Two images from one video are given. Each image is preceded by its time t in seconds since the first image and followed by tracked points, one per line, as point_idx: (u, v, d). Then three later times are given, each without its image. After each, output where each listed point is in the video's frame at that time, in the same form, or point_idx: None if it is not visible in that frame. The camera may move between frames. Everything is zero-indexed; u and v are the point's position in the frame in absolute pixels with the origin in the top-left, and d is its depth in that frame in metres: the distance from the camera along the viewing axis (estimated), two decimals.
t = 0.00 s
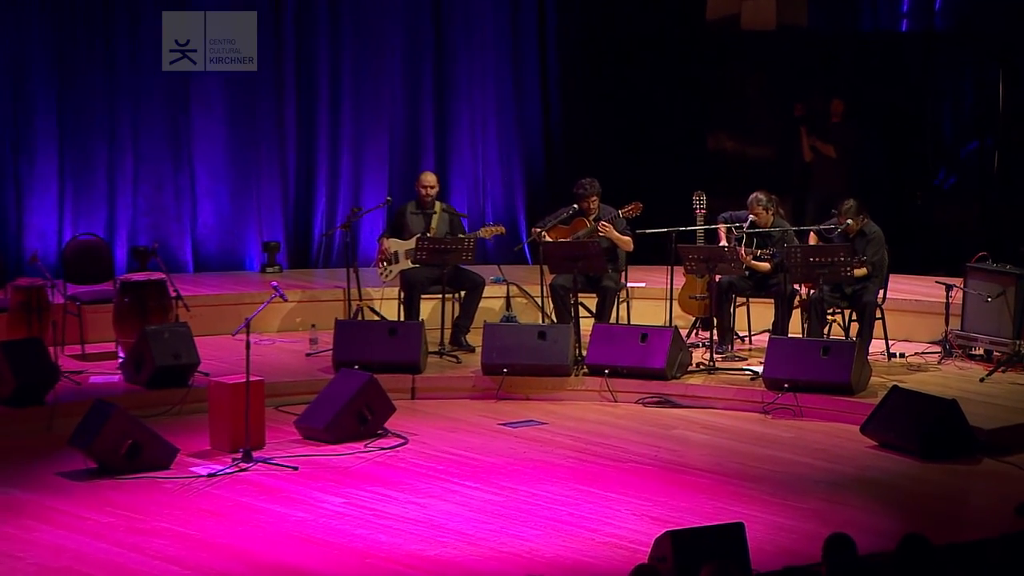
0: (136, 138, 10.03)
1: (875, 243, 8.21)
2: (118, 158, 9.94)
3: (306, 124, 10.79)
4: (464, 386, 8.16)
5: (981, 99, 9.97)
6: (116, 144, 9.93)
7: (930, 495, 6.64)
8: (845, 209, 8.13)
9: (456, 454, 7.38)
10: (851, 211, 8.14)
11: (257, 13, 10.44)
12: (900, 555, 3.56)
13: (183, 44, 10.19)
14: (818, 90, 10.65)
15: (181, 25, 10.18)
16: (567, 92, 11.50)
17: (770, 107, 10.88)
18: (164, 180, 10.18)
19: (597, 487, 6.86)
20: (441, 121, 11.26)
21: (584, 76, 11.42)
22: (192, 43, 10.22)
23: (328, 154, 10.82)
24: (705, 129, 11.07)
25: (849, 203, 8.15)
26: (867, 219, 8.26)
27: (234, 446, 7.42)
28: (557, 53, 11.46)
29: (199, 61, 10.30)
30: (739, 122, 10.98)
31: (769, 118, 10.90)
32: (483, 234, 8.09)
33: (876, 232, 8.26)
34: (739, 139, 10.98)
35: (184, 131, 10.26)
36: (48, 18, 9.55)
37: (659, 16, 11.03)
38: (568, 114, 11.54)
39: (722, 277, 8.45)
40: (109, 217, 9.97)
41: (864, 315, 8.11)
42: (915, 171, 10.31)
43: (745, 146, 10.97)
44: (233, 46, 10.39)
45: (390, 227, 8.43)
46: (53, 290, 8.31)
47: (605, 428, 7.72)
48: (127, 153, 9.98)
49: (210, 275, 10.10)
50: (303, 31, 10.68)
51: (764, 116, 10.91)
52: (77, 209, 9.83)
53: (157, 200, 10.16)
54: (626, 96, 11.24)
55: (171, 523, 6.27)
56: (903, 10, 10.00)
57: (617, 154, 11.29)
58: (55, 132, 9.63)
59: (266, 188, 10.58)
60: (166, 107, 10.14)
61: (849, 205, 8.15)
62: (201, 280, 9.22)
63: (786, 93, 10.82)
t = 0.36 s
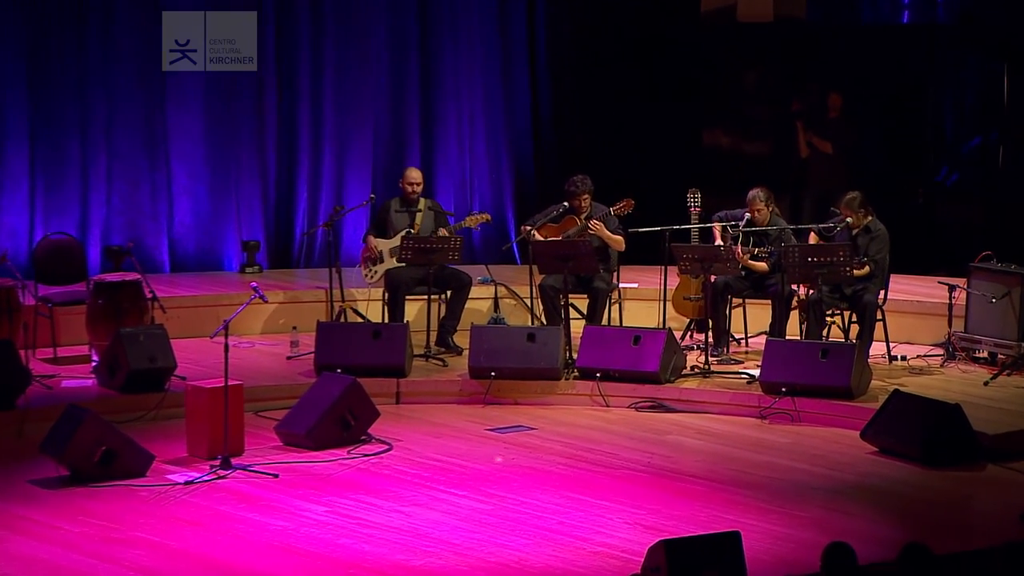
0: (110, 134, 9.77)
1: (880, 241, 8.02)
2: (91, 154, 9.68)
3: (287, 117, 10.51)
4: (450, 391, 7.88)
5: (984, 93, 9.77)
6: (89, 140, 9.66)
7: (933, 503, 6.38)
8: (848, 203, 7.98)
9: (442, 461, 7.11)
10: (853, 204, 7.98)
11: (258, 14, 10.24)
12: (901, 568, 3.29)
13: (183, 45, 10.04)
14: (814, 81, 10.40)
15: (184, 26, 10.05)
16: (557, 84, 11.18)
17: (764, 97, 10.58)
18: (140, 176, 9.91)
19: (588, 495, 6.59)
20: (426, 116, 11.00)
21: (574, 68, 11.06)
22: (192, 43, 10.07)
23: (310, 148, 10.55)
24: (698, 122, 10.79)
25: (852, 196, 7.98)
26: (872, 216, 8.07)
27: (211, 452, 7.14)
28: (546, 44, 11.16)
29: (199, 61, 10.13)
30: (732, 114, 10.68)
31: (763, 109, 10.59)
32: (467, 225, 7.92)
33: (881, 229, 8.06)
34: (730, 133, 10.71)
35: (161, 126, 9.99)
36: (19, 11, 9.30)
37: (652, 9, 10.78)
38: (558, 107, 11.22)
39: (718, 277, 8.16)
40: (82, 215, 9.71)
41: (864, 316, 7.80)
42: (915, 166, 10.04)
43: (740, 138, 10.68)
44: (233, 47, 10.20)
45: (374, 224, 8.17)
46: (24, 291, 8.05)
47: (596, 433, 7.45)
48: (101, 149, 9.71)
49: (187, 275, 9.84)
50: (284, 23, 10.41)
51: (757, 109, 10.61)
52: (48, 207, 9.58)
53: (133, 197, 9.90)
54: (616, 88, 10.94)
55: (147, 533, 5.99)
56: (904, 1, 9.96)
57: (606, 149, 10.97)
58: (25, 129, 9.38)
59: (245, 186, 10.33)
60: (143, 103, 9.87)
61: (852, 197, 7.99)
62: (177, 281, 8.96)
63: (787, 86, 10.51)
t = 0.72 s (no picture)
0: (83, 129, 9.47)
1: (883, 237, 7.76)
2: (64, 150, 9.39)
3: (267, 110, 10.24)
4: (437, 395, 7.62)
5: (990, 87, 9.38)
6: (62, 135, 9.37)
7: (939, 510, 6.12)
8: (849, 198, 7.76)
9: (429, 468, 6.84)
10: (854, 199, 7.76)
11: (258, 13, 10.07)
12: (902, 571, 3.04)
13: (184, 45, 9.84)
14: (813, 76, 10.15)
15: (182, 24, 9.82)
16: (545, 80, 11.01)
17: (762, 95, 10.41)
18: (114, 172, 9.63)
19: (580, 502, 6.33)
20: (412, 110, 10.76)
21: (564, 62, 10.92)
22: (192, 42, 9.86)
23: (291, 142, 10.31)
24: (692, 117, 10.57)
25: (854, 190, 7.75)
26: (874, 212, 7.81)
27: (189, 459, 6.87)
28: (536, 38, 10.98)
29: (199, 61, 9.92)
30: (731, 109, 10.51)
31: (762, 105, 10.43)
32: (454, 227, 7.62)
33: (884, 225, 7.81)
34: (730, 129, 10.53)
35: (136, 120, 9.71)
36: None
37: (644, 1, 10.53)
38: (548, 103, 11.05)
39: (713, 277, 7.92)
40: (55, 212, 9.41)
41: (864, 318, 7.58)
42: (915, 161, 9.79)
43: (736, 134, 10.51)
44: (233, 46, 9.99)
45: (358, 221, 7.89)
46: None
47: (588, 439, 7.19)
48: (74, 144, 9.42)
49: (163, 275, 9.57)
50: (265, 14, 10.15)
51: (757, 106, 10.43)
52: (20, 205, 9.26)
53: (107, 194, 9.62)
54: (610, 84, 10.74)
55: (122, 543, 5.73)
56: None
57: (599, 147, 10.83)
58: None
59: (224, 184, 10.07)
60: (117, 95, 9.59)
61: (855, 191, 7.76)
62: (153, 281, 8.73)
63: (779, 80, 10.33)
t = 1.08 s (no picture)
0: (56, 124, 9.18)
1: (884, 235, 7.51)
2: (36, 145, 9.08)
3: (247, 103, 9.98)
4: (422, 399, 7.36)
5: (993, 82, 9.17)
6: (34, 130, 9.07)
7: (944, 519, 5.87)
8: (848, 196, 7.48)
9: (414, 475, 6.59)
10: (855, 195, 7.46)
11: (257, 14, 9.86)
12: None
13: (182, 44, 9.65)
14: (814, 67, 9.92)
15: (182, 24, 9.63)
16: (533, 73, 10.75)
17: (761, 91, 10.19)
18: (88, 169, 9.35)
19: (572, 510, 6.08)
20: (398, 106, 10.52)
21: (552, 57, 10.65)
22: (192, 43, 9.67)
23: (271, 134, 10.03)
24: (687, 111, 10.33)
25: (854, 187, 7.48)
26: (875, 209, 7.55)
27: (166, 466, 6.60)
28: (525, 31, 10.73)
29: (200, 62, 9.73)
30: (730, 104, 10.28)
31: (759, 102, 10.20)
32: (442, 234, 7.23)
33: (885, 223, 7.55)
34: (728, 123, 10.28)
35: (111, 116, 9.43)
36: None
37: None
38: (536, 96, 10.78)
39: (710, 277, 7.72)
40: (27, 211, 9.11)
41: (866, 318, 7.34)
42: (916, 159, 9.56)
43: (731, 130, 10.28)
44: (232, 46, 9.80)
45: (340, 218, 7.58)
46: None
47: (579, 445, 6.94)
48: (46, 139, 9.11)
49: (139, 276, 9.30)
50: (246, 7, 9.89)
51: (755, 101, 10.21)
52: None
53: (81, 191, 9.33)
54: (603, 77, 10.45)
55: (95, 553, 5.46)
56: None
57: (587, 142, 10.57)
58: None
59: (202, 182, 9.80)
60: (91, 89, 9.32)
61: (855, 189, 7.48)
62: (129, 281, 8.51)
63: (779, 72, 10.09)
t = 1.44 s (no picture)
0: (29, 118, 8.91)
1: (885, 235, 7.27)
2: (9, 141, 8.81)
3: (227, 96, 9.74)
4: (409, 403, 7.09)
5: (999, 75, 8.85)
6: (6, 125, 8.80)
7: (952, 527, 5.63)
8: (849, 194, 7.21)
9: (400, 482, 6.34)
10: (855, 193, 7.21)
11: (259, 13, 9.73)
12: None
13: (182, 44, 9.47)
14: (812, 62, 9.68)
15: (182, 24, 9.45)
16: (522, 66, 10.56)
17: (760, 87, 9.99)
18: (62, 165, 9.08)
19: (564, 518, 5.83)
20: (384, 100, 10.30)
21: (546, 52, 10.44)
22: (192, 42, 9.48)
23: (253, 127, 9.81)
24: (684, 105, 10.12)
25: (853, 184, 7.23)
26: (874, 208, 7.32)
27: (142, 473, 6.33)
28: (515, 24, 10.50)
29: (200, 62, 9.56)
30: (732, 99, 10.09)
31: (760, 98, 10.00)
32: (429, 235, 6.97)
33: (885, 222, 7.32)
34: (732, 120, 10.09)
35: (86, 111, 9.17)
36: None
37: None
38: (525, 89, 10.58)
39: (707, 277, 7.49)
40: None
41: (869, 319, 7.06)
42: (924, 156, 9.29)
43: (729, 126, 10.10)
44: (232, 46, 9.64)
45: (324, 216, 7.32)
46: None
47: (571, 451, 6.69)
48: (19, 135, 8.85)
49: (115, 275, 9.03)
50: None
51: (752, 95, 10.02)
52: None
53: (55, 188, 9.06)
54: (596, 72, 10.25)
55: (68, 564, 5.20)
56: None
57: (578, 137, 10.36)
58: None
59: (180, 179, 9.54)
60: (65, 83, 9.05)
61: (855, 185, 7.22)
62: (105, 281, 8.32)
63: (773, 65, 9.92)
